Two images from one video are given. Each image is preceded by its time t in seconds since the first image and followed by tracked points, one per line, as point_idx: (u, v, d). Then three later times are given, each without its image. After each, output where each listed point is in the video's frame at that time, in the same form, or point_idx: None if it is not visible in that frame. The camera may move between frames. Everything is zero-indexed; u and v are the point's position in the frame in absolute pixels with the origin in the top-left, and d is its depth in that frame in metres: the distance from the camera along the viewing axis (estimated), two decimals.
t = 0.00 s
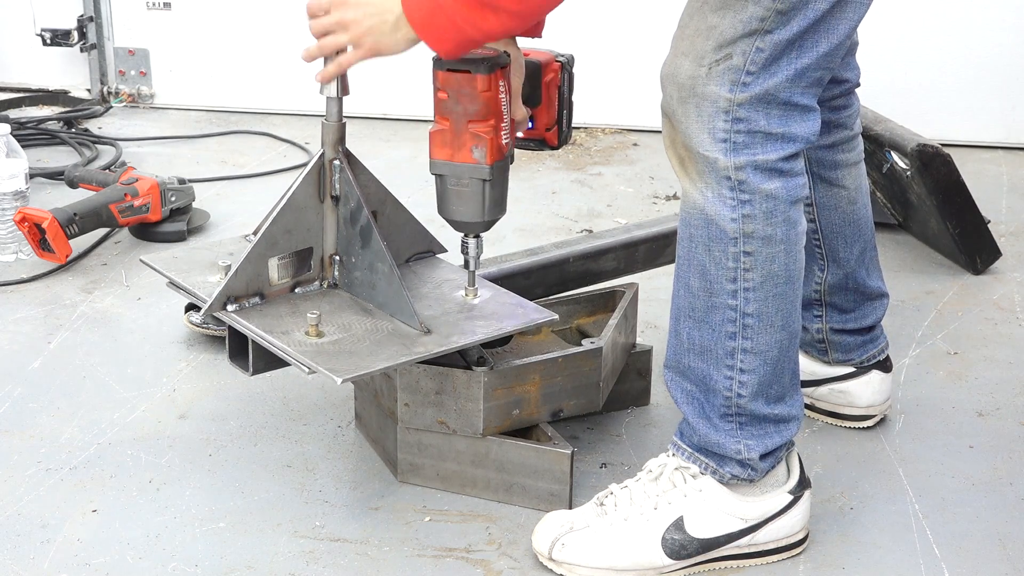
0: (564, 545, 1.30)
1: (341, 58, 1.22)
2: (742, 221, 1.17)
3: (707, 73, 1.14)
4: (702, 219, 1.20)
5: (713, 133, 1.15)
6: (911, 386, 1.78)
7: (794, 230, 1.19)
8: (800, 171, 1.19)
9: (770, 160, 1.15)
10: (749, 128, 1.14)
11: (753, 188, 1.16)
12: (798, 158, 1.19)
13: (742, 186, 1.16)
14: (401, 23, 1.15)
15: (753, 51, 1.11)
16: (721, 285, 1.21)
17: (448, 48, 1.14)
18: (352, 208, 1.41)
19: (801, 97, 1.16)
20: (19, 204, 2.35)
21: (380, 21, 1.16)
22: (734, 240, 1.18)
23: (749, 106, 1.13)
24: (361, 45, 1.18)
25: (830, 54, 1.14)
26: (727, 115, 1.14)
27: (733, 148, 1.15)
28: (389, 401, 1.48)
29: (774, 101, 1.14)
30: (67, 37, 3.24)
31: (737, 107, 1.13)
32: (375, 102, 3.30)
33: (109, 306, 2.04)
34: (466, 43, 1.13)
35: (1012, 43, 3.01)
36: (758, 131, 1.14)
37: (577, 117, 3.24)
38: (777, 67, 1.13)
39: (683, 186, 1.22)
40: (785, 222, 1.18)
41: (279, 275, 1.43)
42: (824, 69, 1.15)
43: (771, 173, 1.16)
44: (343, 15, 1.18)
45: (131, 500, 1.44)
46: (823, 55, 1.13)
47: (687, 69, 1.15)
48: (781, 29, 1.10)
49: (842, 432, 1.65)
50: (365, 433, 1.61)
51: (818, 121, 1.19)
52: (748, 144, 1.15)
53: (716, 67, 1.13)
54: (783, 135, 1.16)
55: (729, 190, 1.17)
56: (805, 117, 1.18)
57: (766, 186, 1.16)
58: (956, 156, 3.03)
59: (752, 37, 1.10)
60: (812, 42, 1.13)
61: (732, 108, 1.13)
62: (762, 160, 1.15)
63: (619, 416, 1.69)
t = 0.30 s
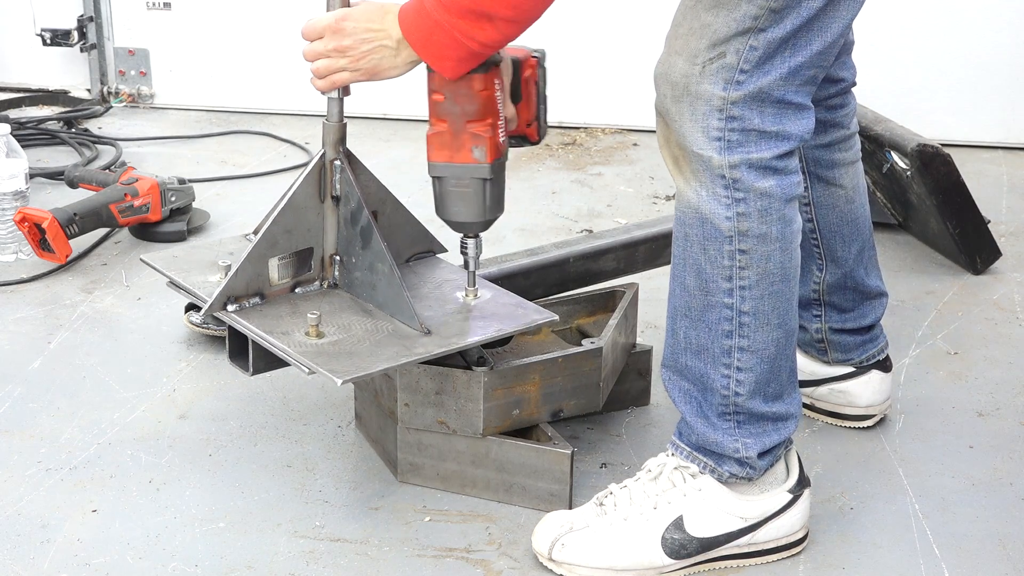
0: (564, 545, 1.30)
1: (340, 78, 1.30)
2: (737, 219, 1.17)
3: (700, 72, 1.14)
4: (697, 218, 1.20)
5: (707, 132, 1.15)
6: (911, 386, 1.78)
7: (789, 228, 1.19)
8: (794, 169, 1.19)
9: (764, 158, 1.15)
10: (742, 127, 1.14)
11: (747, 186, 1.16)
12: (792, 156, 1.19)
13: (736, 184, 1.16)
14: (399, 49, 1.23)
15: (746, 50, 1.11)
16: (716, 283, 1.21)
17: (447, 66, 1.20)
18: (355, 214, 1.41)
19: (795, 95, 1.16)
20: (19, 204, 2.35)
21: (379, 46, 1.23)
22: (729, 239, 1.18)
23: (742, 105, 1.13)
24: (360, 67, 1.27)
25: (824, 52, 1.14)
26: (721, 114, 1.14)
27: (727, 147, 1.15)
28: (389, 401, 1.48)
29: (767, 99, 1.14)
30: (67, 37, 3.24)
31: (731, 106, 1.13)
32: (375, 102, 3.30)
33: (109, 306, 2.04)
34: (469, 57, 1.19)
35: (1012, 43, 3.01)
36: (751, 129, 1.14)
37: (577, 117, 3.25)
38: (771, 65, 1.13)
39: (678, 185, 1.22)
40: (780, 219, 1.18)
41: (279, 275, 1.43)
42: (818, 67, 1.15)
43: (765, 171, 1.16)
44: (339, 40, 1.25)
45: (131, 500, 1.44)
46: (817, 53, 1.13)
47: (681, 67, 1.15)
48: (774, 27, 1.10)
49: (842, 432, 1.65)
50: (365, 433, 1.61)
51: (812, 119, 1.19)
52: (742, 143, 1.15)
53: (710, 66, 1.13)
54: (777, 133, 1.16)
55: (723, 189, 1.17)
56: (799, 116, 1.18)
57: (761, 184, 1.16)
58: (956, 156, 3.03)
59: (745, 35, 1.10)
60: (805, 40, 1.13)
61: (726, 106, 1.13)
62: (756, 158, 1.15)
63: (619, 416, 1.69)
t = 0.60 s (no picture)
0: (564, 546, 1.30)
1: (339, 79, 1.30)
2: (736, 218, 1.17)
3: (700, 70, 1.14)
4: (696, 217, 1.19)
5: (706, 131, 1.15)
6: (911, 386, 1.78)
7: (788, 226, 1.19)
8: (793, 167, 1.19)
9: (764, 157, 1.15)
10: (742, 126, 1.14)
11: (747, 185, 1.16)
12: (791, 155, 1.19)
13: (735, 183, 1.16)
14: (394, 47, 1.23)
15: (746, 48, 1.11)
16: (715, 282, 1.21)
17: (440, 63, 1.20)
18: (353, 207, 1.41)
19: (794, 93, 1.16)
20: (19, 204, 2.35)
21: (373, 45, 1.23)
22: (728, 237, 1.18)
23: (742, 104, 1.14)
24: (358, 68, 1.27)
25: (822, 51, 1.14)
26: (720, 113, 1.14)
27: (726, 145, 1.15)
28: (389, 401, 1.48)
29: (767, 98, 1.14)
30: (67, 37, 3.24)
31: (731, 105, 1.13)
32: (375, 102, 3.30)
33: (109, 306, 2.04)
34: (462, 53, 1.19)
35: (1012, 43, 3.01)
36: (751, 128, 1.15)
37: (578, 117, 3.24)
38: (770, 64, 1.13)
39: (676, 184, 1.22)
40: (779, 218, 1.18)
41: (279, 275, 1.43)
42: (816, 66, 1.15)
43: (765, 170, 1.17)
44: (335, 41, 1.25)
45: (131, 499, 1.44)
46: (815, 52, 1.14)
47: (680, 66, 1.15)
48: (774, 25, 1.10)
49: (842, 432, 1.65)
50: (365, 433, 1.61)
51: (810, 117, 1.19)
52: (741, 141, 1.15)
53: (709, 64, 1.13)
54: (776, 132, 1.16)
55: (722, 187, 1.17)
56: (798, 114, 1.18)
57: (760, 183, 1.16)
58: (956, 156, 3.03)
59: (745, 34, 1.10)
60: (804, 39, 1.13)
61: (726, 105, 1.13)
62: (755, 157, 1.15)
63: (619, 416, 1.69)
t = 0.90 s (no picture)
0: (581, 549, 1.29)
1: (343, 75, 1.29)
2: (722, 222, 1.19)
3: (689, 82, 1.15)
4: (682, 222, 1.21)
5: (694, 141, 1.16)
6: (911, 386, 1.78)
7: (768, 224, 1.22)
8: (773, 168, 1.22)
9: (748, 163, 1.18)
10: (729, 135, 1.16)
11: (733, 190, 1.18)
12: (771, 156, 1.21)
13: (722, 189, 1.18)
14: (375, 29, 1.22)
15: (733, 59, 1.13)
16: (699, 281, 1.23)
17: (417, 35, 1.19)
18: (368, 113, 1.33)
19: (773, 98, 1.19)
20: (19, 204, 2.35)
21: (358, 27, 1.23)
22: (714, 239, 1.20)
23: (730, 114, 1.15)
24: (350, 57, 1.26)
25: (802, 59, 1.18)
26: (709, 124, 1.15)
27: (713, 153, 1.17)
28: (389, 401, 1.48)
29: (752, 106, 1.17)
30: (67, 37, 3.24)
31: (719, 116, 1.15)
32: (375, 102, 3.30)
33: (109, 306, 2.04)
34: (436, 24, 1.18)
35: (1012, 44, 3.01)
36: (737, 136, 1.17)
37: (577, 117, 3.25)
38: (756, 74, 1.15)
39: (659, 189, 1.23)
40: (762, 218, 1.21)
41: (279, 275, 1.43)
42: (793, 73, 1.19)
43: (749, 174, 1.19)
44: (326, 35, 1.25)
45: (131, 499, 1.44)
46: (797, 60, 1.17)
47: (669, 77, 1.16)
48: (759, 36, 1.13)
49: (842, 432, 1.65)
50: (364, 433, 1.61)
51: (787, 118, 1.23)
52: (728, 149, 1.17)
53: (698, 76, 1.14)
54: (759, 137, 1.18)
55: (709, 193, 1.18)
56: (776, 117, 1.21)
57: (745, 188, 1.18)
58: (956, 156, 3.03)
59: (733, 45, 1.13)
60: (786, 48, 1.16)
61: (714, 116, 1.15)
62: (741, 163, 1.17)
63: (619, 416, 1.69)
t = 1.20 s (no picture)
0: (581, 548, 1.29)
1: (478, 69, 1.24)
2: (741, 233, 1.19)
3: (709, 94, 1.15)
4: (700, 233, 1.20)
5: (715, 153, 1.16)
6: (911, 386, 1.78)
7: (782, 235, 1.23)
8: (788, 179, 1.23)
9: (769, 174, 1.18)
10: (750, 147, 1.17)
11: (753, 202, 1.18)
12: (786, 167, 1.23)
13: (742, 201, 1.18)
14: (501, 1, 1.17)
15: (753, 71, 1.14)
16: (715, 292, 1.23)
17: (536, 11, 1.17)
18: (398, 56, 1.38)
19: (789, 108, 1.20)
20: (19, 204, 2.35)
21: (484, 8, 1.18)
22: (733, 252, 1.20)
23: (751, 126, 1.16)
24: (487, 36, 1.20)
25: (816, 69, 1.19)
26: (730, 136, 1.15)
27: (734, 166, 1.17)
28: (389, 401, 1.48)
29: (771, 118, 1.17)
30: (67, 38, 3.24)
31: (740, 128, 1.15)
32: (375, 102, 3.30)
33: (109, 306, 2.04)
34: None
35: (1012, 44, 3.01)
36: (757, 148, 1.17)
37: (577, 117, 3.25)
38: (775, 86, 1.16)
39: (680, 203, 1.22)
40: (778, 229, 1.22)
41: (279, 275, 1.43)
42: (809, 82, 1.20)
43: (768, 186, 1.20)
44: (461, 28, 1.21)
45: (131, 500, 1.44)
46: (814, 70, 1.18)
47: (688, 91, 1.16)
48: (776, 46, 1.13)
49: (842, 431, 1.65)
50: (365, 433, 1.61)
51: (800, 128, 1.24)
52: (748, 161, 1.17)
53: (718, 89, 1.14)
54: (778, 149, 1.19)
55: (729, 205, 1.18)
56: (790, 127, 1.22)
57: (765, 199, 1.19)
58: (956, 156, 3.03)
59: (750, 56, 1.13)
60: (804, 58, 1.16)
61: (736, 128, 1.15)
62: (761, 175, 1.18)
63: (619, 415, 1.69)
